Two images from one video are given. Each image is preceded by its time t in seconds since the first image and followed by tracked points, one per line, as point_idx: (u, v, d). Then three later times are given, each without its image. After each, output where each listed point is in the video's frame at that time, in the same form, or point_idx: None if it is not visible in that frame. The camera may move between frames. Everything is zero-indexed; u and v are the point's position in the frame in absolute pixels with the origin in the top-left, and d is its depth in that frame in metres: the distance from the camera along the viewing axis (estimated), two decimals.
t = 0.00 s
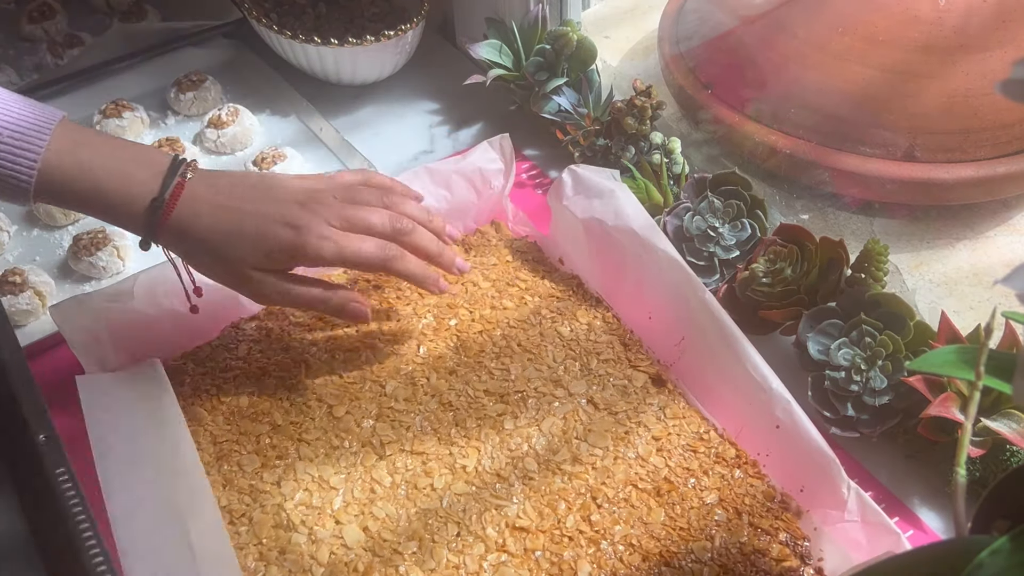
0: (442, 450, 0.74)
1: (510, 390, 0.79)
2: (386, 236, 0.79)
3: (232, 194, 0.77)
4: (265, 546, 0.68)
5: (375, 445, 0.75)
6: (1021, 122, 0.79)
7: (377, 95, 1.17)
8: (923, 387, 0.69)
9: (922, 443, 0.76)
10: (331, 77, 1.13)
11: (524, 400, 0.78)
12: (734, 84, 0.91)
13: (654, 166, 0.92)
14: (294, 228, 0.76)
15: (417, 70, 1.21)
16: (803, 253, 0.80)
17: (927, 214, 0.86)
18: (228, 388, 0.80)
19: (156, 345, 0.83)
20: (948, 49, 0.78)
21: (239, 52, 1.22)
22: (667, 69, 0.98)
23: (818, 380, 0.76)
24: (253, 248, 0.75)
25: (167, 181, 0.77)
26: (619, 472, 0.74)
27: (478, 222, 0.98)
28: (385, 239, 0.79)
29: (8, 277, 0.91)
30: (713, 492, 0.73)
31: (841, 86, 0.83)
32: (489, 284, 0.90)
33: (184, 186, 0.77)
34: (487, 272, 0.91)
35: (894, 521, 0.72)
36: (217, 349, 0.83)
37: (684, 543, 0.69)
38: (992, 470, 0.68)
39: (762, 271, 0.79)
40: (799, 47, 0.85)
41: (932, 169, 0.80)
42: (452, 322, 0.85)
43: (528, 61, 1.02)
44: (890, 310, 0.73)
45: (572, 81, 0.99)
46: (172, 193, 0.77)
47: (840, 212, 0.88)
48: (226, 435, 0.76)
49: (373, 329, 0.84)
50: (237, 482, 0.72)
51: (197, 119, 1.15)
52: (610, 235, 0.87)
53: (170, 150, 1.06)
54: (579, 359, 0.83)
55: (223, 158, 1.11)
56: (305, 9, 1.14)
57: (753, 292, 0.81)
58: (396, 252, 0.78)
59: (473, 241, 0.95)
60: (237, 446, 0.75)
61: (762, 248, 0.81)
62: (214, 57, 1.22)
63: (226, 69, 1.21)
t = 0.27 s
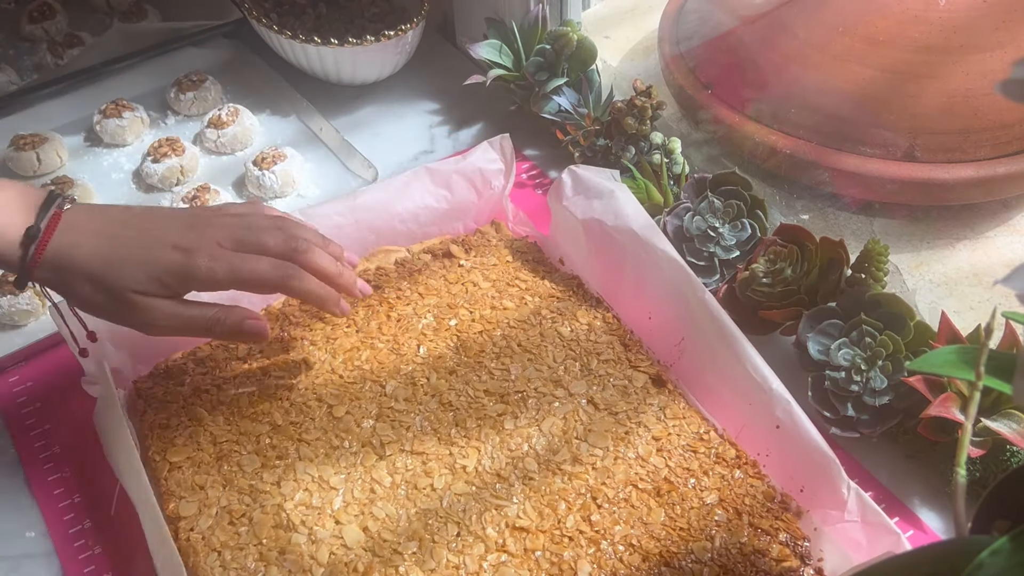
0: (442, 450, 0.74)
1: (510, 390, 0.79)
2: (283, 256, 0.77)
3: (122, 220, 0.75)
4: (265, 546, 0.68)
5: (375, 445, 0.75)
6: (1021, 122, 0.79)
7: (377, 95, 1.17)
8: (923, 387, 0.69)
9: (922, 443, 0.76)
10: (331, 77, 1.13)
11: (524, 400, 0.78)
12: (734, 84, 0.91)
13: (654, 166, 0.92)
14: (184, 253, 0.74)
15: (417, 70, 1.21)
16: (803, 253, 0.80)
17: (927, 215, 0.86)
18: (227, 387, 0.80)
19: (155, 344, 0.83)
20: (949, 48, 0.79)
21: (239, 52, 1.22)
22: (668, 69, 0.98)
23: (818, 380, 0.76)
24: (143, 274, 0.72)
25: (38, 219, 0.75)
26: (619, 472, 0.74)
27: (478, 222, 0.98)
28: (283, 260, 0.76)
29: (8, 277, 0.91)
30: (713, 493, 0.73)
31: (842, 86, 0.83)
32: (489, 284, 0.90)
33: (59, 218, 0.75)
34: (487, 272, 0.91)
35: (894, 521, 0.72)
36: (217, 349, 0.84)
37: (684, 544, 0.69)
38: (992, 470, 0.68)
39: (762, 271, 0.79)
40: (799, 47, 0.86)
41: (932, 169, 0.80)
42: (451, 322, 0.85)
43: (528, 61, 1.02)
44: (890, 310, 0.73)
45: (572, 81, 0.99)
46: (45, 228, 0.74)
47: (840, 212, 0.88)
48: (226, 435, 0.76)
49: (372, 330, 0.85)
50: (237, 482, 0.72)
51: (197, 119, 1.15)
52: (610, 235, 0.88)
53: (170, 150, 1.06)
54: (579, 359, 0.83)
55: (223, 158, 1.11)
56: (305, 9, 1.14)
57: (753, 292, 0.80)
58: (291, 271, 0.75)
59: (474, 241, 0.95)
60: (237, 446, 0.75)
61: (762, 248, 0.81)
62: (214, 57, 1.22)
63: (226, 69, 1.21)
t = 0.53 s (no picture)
0: (442, 450, 0.74)
1: (510, 390, 0.79)
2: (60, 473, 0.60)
3: None
4: (265, 546, 0.68)
5: (375, 445, 0.75)
6: (1021, 122, 0.79)
7: (377, 95, 1.17)
8: (923, 387, 0.69)
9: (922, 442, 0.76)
10: (331, 77, 1.13)
11: (524, 399, 0.78)
12: (734, 84, 0.91)
13: (654, 166, 0.92)
14: None
15: (417, 69, 1.21)
16: (803, 253, 0.80)
17: (927, 215, 0.86)
18: (228, 388, 0.80)
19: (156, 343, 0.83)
20: (949, 49, 0.78)
21: (239, 52, 1.22)
22: (667, 69, 0.98)
23: (818, 380, 0.76)
24: None
25: None
26: (619, 472, 0.74)
27: (478, 222, 0.98)
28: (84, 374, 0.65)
29: (8, 277, 0.91)
30: (713, 493, 0.73)
31: (842, 86, 0.83)
32: (489, 284, 0.90)
33: None
34: (487, 272, 0.91)
35: (894, 521, 0.72)
36: (216, 349, 0.84)
37: (684, 544, 0.69)
38: (992, 470, 0.68)
39: (762, 271, 0.79)
40: (799, 47, 0.86)
41: (932, 169, 0.80)
42: (451, 322, 0.85)
43: (528, 61, 1.02)
44: (890, 310, 0.73)
45: (572, 81, 0.99)
46: None
47: (840, 212, 0.88)
48: (226, 435, 0.76)
49: (372, 330, 0.85)
50: (237, 482, 0.72)
51: (197, 119, 1.15)
52: (610, 235, 0.88)
53: (170, 150, 1.06)
54: (579, 359, 0.83)
55: (223, 158, 1.11)
56: (305, 9, 1.14)
57: (753, 292, 0.80)
58: (52, 478, 0.59)
59: (474, 241, 0.95)
60: (237, 446, 0.75)
61: (762, 248, 0.81)
62: (214, 57, 1.22)
63: (226, 69, 1.21)
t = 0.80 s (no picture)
0: (442, 450, 0.74)
1: (510, 390, 0.79)
2: None
3: None
4: (265, 546, 0.68)
5: (375, 444, 0.75)
6: (1021, 122, 0.79)
7: (377, 95, 1.17)
8: (923, 387, 0.69)
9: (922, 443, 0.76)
10: (331, 77, 1.13)
11: (524, 399, 0.78)
12: (734, 84, 0.91)
13: (654, 166, 0.92)
14: None
15: (417, 70, 1.21)
16: (803, 253, 0.80)
17: (927, 215, 0.86)
18: (228, 388, 0.80)
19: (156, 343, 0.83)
20: (949, 49, 0.78)
21: (239, 52, 1.22)
22: (668, 69, 0.98)
23: (818, 380, 0.76)
24: None
25: None
26: (619, 472, 0.74)
27: (478, 221, 0.98)
28: None
29: (8, 277, 0.91)
30: (713, 493, 0.73)
31: (842, 86, 0.83)
32: (489, 284, 0.90)
33: None
34: (487, 272, 0.91)
35: (894, 521, 0.72)
36: (217, 349, 0.84)
37: (684, 544, 0.69)
38: (992, 470, 0.69)
39: (762, 271, 0.79)
40: (799, 47, 0.86)
41: (932, 169, 0.80)
42: (451, 322, 0.85)
43: (528, 61, 1.02)
44: (890, 310, 0.73)
45: (572, 81, 0.99)
46: None
47: (840, 212, 0.88)
48: (226, 435, 0.76)
49: (372, 330, 0.85)
50: (237, 482, 0.72)
51: (197, 119, 1.15)
52: (610, 235, 0.88)
53: (170, 150, 1.06)
54: (579, 359, 0.83)
55: (223, 158, 1.11)
56: (305, 9, 1.14)
57: (753, 292, 0.80)
58: None
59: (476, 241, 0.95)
60: (237, 446, 0.75)
61: (762, 248, 0.81)
62: (215, 57, 1.22)
63: (226, 69, 1.21)
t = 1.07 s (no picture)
0: (442, 450, 0.74)
1: (510, 390, 0.79)
2: None
3: None
4: (265, 546, 0.68)
5: (375, 444, 0.75)
6: (1021, 122, 0.79)
7: (377, 95, 1.17)
8: (923, 387, 0.69)
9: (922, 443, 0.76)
10: (331, 77, 1.13)
11: (524, 399, 0.78)
12: (734, 84, 0.91)
13: (654, 166, 0.92)
14: None
15: (417, 70, 1.21)
16: (803, 253, 0.80)
17: (927, 215, 0.86)
18: (228, 388, 0.80)
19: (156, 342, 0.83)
20: (949, 49, 0.78)
21: (239, 52, 1.23)
22: (668, 69, 0.98)
23: (818, 380, 0.76)
24: None
25: None
26: (619, 472, 0.74)
27: (478, 221, 0.98)
28: None
29: (8, 277, 0.91)
30: (713, 493, 0.73)
31: (842, 86, 0.83)
32: (489, 284, 0.90)
33: None
34: (487, 272, 0.91)
35: (894, 521, 0.72)
36: (217, 349, 0.84)
37: (683, 544, 0.69)
38: (992, 470, 0.69)
39: (762, 271, 0.79)
40: (799, 47, 0.85)
41: (932, 169, 0.80)
42: (451, 322, 0.86)
43: (528, 61, 1.02)
44: (890, 310, 0.73)
45: (572, 81, 0.99)
46: None
47: (840, 212, 0.88)
48: (226, 435, 0.76)
49: (372, 329, 0.85)
50: (237, 482, 0.72)
51: (197, 119, 1.15)
52: (610, 235, 0.88)
53: (170, 150, 1.06)
54: (579, 359, 0.83)
55: (223, 158, 1.11)
56: (305, 9, 1.14)
57: (753, 292, 0.80)
58: None
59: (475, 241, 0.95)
60: (237, 446, 0.75)
61: (762, 248, 0.81)
62: (215, 57, 1.22)
63: (226, 69, 1.21)
